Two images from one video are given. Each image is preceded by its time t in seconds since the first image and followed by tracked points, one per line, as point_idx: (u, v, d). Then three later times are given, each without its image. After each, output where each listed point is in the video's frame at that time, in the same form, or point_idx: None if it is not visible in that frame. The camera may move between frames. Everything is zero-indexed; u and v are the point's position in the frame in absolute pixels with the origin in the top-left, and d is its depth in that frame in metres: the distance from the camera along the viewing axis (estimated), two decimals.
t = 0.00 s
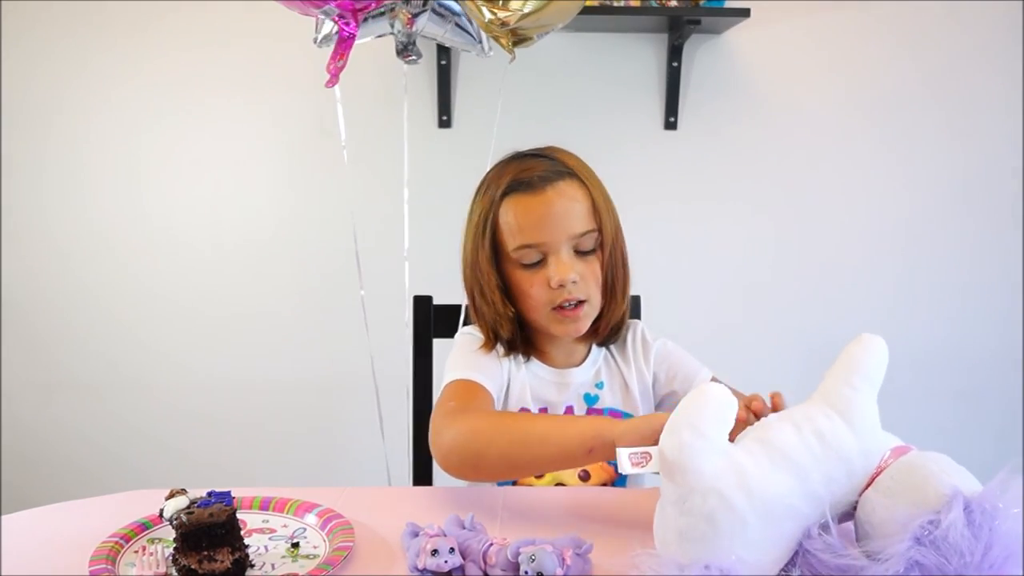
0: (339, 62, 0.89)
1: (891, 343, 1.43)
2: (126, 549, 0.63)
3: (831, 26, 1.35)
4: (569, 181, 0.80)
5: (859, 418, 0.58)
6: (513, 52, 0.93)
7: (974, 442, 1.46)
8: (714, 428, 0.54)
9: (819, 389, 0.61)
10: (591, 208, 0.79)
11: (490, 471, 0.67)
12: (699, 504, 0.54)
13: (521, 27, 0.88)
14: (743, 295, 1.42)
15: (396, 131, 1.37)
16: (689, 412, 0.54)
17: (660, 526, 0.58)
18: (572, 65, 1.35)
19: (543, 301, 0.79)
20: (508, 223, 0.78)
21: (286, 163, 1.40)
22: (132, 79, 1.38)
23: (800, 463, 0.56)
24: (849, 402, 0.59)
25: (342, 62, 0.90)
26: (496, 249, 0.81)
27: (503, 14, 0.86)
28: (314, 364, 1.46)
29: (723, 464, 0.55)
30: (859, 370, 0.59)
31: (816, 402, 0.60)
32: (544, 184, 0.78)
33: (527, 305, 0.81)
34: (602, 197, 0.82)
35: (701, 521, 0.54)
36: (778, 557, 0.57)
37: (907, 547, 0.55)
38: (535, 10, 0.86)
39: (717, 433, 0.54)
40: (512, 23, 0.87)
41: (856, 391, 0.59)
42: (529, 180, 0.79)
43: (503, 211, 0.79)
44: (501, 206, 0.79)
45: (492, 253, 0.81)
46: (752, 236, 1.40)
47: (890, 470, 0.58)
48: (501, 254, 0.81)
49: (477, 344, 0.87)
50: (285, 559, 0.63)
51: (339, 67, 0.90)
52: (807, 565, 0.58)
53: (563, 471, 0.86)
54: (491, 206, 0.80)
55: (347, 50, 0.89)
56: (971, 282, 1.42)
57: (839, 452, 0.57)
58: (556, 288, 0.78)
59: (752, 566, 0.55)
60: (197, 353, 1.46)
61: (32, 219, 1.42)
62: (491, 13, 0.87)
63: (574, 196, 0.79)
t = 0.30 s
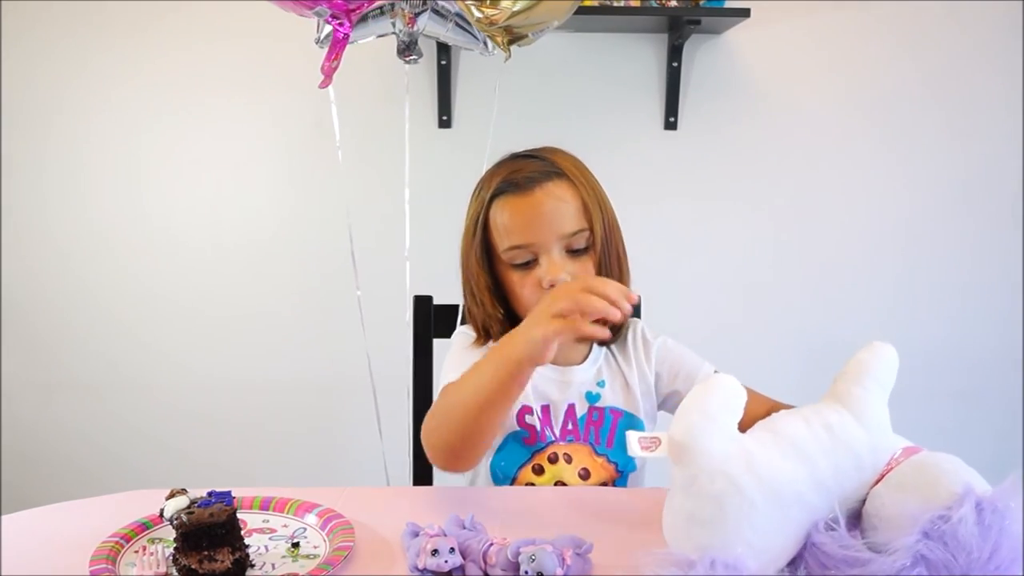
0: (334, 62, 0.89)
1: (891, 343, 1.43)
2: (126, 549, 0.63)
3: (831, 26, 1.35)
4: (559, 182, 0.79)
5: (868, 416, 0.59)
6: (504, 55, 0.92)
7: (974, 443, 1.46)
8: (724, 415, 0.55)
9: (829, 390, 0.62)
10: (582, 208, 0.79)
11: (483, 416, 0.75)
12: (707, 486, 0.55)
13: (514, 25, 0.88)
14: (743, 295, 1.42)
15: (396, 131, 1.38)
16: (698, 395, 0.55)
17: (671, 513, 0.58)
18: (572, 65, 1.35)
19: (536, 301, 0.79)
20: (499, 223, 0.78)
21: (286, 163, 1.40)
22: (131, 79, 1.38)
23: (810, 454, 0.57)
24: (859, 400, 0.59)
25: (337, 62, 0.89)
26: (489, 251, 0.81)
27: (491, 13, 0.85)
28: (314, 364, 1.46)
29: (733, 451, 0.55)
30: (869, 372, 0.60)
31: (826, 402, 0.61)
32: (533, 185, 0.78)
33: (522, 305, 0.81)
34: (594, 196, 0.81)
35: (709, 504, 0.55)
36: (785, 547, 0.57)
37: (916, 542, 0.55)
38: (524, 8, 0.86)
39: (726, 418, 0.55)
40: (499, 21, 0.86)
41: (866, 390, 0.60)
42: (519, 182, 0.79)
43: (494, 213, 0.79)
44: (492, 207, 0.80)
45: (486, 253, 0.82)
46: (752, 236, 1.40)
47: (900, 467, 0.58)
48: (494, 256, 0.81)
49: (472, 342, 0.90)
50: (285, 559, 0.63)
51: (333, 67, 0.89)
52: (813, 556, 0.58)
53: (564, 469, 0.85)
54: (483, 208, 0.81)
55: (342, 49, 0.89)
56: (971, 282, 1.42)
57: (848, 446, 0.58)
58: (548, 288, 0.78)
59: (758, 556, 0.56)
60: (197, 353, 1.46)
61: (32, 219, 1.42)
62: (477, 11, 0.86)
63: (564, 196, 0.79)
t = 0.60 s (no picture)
0: (326, 62, 0.89)
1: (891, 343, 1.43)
2: (126, 549, 0.63)
3: (831, 27, 1.35)
4: (558, 169, 0.81)
5: (858, 409, 0.59)
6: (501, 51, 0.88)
7: (975, 443, 1.46)
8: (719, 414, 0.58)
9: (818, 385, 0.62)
10: (584, 192, 0.80)
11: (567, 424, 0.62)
12: (707, 487, 0.56)
13: (505, 23, 0.83)
14: (742, 295, 1.42)
15: (396, 131, 1.38)
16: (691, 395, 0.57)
17: (671, 518, 0.59)
18: (572, 65, 1.36)
19: (545, 288, 0.79)
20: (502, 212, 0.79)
21: (285, 164, 1.40)
22: (131, 79, 1.38)
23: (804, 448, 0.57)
24: (847, 392, 0.60)
25: (329, 62, 0.89)
26: (494, 244, 0.81)
27: (477, 13, 0.82)
28: (313, 364, 1.46)
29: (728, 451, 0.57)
30: (856, 364, 0.61)
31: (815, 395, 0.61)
32: (532, 173, 0.80)
33: (530, 297, 0.80)
34: (596, 183, 0.82)
35: (709, 505, 0.56)
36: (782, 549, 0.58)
37: (907, 522, 0.55)
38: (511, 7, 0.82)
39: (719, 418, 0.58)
40: (487, 20, 0.83)
41: (855, 382, 0.60)
42: (519, 171, 0.81)
43: (497, 205, 0.80)
44: (495, 201, 0.81)
45: (490, 248, 0.82)
46: (752, 236, 1.40)
47: (885, 457, 0.58)
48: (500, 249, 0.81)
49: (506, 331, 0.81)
50: (285, 559, 0.63)
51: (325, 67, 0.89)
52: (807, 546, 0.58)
53: (581, 477, 0.85)
54: (486, 203, 0.82)
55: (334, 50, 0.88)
56: (971, 283, 1.42)
57: (839, 438, 0.58)
58: (555, 272, 0.78)
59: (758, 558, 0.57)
60: (197, 353, 1.46)
61: (31, 219, 1.42)
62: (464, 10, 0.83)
63: (565, 182, 0.80)
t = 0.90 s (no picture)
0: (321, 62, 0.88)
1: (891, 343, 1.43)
2: (126, 549, 0.63)
3: (831, 27, 1.35)
4: (575, 169, 0.79)
5: (828, 404, 0.66)
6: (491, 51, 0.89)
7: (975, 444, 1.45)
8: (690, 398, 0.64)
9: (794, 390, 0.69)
10: (600, 194, 0.78)
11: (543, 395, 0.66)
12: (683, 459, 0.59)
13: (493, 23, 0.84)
14: (742, 295, 1.42)
15: (396, 131, 1.38)
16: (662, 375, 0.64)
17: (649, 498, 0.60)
18: (572, 65, 1.36)
19: (557, 291, 0.79)
20: (518, 214, 0.78)
21: (285, 164, 1.40)
22: (131, 79, 1.38)
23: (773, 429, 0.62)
24: (818, 391, 0.67)
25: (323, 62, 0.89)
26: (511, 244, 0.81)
27: (462, 13, 0.83)
28: (313, 364, 1.46)
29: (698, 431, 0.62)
30: (826, 368, 0.68)
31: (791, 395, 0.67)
32: (550, 173, 0.79)
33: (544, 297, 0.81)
34: (615, 183, 0.80)
35: (688, 475, 0.59)
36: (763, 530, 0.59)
37: (882, 488, 0.58)
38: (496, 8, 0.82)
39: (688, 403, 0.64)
40: (472, 19, 0.84)
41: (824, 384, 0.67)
42: (536, 172, 0.79)
43: (513, 204, 0.80)
44: (512, 199, 0.80)
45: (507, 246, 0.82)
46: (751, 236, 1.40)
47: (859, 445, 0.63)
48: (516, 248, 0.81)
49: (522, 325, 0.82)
50: (285, 559, 0.63)
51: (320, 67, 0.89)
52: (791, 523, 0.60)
53: (594, 470, 0.83)
54: (503, 201, 0.81)
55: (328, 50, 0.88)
56: (971, 283, 1.42)
57: (812, 424, 0.63)
58: (568, 278, 0.78)
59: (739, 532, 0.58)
60: (197, 353, 1.46)
61: (31, 219, 1.42)
62: (450, 9, 0.83)
63: (581, 183, 0.78)
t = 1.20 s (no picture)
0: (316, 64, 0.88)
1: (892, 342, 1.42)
2: (126, 549, 0.63)
3: (831, 27, 1.35)
4: (574, 184, 0.87)
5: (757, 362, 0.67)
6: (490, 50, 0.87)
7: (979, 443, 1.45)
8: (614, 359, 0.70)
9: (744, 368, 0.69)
10: (594, 211, 0.87)
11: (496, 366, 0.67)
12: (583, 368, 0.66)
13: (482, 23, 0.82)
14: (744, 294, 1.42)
15: (396, 131, 1.38)
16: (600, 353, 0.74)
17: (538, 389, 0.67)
18: (572, 65, 1.36)
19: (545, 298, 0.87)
20: (516, 220, 0.87)
21: (286, 164, 1.40)
22: (131, 79, 1.38)
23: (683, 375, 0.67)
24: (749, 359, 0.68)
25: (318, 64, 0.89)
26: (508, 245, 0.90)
27: (449, 12, 0.81)
28: (314, 363, 1.46)
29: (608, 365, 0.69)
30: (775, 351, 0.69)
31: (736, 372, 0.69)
32: (549, 186, 0.87)
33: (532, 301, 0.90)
34: (609, 200, 0.88)
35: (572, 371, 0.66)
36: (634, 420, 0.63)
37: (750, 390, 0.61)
38: (483, 9, 0.80)
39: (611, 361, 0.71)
40: (459, 18, 0.82)
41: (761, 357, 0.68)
42: (537, 181, 0.87)
43: (513, 210, 0.88)
44: (512, 205, 0.88)
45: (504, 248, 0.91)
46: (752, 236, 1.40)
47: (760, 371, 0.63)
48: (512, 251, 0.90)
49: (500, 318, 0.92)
50: (285, 559, 0.63)
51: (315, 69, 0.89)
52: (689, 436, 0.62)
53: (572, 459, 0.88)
54: (505, 204, 0.89)
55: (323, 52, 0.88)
56: (972, 281, 1.41)
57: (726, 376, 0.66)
58: (555, 287, 0.86)
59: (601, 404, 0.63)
60: (198, 352, 1.46)
61: (31, 220, 1.42)
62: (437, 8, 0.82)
63: (577, 199, 0.86)
